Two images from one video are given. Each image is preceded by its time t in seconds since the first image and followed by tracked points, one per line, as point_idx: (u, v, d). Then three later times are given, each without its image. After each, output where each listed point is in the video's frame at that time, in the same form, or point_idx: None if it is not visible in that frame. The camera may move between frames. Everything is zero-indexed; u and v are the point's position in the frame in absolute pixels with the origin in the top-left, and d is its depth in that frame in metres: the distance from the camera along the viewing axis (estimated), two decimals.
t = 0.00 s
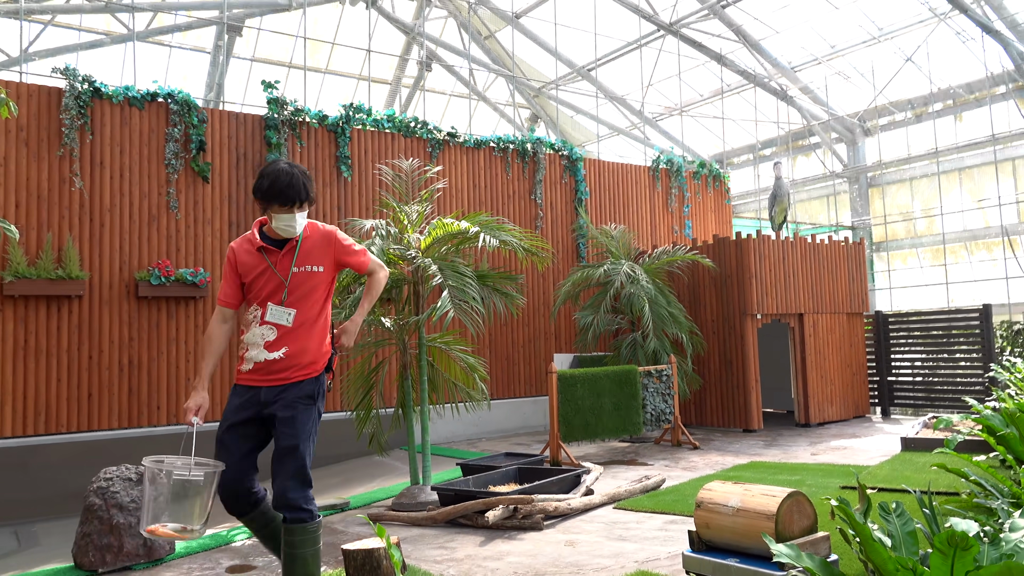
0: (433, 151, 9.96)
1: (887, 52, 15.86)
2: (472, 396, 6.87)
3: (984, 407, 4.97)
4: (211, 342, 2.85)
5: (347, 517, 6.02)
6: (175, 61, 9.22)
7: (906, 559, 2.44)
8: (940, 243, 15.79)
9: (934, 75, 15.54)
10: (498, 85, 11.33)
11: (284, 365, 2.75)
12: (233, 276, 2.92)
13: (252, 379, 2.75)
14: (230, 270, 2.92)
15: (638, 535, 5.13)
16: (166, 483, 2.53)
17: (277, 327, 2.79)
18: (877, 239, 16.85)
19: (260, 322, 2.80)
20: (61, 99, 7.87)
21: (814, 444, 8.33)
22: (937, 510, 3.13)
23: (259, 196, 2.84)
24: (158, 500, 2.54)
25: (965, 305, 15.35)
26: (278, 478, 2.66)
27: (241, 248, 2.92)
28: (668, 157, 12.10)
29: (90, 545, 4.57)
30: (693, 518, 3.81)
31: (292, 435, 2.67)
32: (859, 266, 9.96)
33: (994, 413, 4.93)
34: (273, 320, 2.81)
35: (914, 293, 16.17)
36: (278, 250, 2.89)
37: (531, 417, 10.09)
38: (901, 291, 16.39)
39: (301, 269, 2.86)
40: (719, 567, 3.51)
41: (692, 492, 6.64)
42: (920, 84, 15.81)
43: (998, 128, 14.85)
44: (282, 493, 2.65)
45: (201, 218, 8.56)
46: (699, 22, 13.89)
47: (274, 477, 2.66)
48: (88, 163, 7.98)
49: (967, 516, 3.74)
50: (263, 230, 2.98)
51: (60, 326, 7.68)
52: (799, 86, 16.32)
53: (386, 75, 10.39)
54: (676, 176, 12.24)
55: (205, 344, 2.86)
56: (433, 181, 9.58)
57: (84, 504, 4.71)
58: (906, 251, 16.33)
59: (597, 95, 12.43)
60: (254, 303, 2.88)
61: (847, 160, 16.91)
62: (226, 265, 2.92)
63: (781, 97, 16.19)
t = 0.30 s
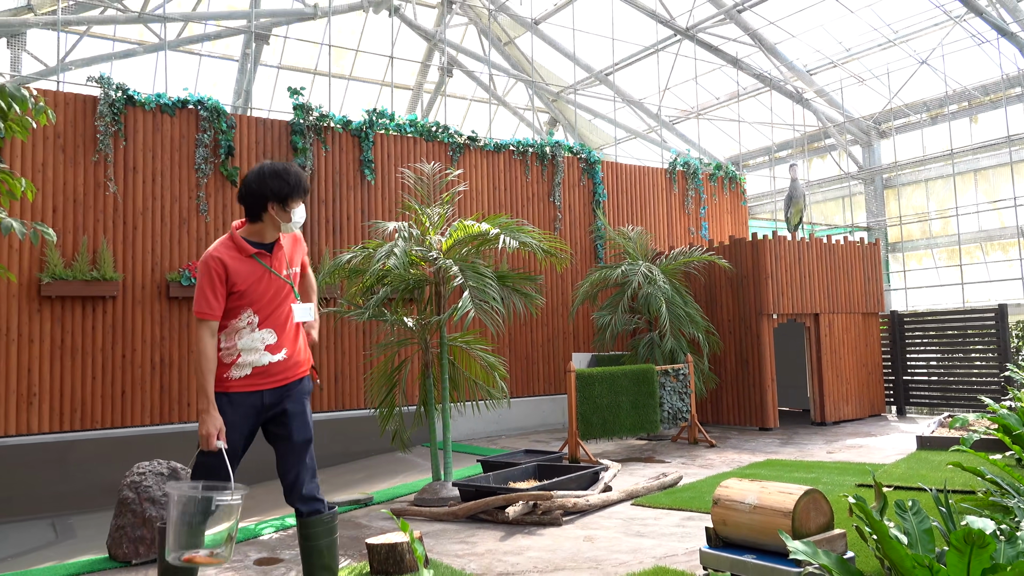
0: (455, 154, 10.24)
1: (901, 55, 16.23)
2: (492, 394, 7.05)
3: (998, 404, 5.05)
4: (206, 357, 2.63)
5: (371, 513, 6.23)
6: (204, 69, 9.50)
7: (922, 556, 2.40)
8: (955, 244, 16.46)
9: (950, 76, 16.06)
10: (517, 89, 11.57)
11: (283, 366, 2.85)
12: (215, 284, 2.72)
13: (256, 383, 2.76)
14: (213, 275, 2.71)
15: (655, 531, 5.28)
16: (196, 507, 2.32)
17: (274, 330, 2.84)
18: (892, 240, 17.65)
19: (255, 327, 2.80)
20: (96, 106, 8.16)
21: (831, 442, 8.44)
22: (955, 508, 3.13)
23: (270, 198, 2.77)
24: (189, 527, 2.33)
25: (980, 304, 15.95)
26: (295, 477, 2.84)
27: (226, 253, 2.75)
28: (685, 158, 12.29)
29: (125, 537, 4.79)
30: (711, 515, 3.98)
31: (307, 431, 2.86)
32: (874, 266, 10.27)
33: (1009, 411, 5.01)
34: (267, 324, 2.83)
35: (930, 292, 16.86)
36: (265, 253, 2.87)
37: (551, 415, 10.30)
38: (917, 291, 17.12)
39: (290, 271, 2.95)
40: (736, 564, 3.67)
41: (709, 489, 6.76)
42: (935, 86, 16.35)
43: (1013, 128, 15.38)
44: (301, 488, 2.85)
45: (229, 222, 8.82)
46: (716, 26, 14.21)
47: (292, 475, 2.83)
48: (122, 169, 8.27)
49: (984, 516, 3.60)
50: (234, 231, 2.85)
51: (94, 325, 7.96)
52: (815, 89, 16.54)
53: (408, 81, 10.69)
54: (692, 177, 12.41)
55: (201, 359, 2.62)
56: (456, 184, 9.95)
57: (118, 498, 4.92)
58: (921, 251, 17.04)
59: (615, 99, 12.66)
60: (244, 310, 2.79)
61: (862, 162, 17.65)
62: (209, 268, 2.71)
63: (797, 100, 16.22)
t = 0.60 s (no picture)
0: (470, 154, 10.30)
1: (917, 53, 16.19)
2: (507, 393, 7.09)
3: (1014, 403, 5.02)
4: (206, 357, 2.66)
5: (387, 509, 6.31)
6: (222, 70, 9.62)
7: (938, 556, 2.43)
8: (971, 244, 16.50)
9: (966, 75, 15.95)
10: (532, 89, 11.67)
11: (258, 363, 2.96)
12: (206, 285, 2.74)
13: (240, 381, 2.83)
14: (207, 275, 2.73)
15: (669, 530, 5.31)
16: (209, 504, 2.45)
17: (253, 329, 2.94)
18: (908, 239, 17.64)
19: (240, 326, 2.87)
20: (117, 108, 8.30)
21: (845, 442, 8.43)
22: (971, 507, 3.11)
23: (251, 197, 2.87)
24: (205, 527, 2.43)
25: (996, 303, 15.98)
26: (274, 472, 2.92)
27: (214, 254, 2.78)
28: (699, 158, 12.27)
29: (144, 532, 4.86)
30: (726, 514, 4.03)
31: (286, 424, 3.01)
32: (889, 265, 10.25)
33: None
34: (246, 323, 2.91)
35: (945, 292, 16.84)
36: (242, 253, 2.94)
37: (565, 413, 10.36)
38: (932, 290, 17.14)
39: (259, 270, 3.04)
40: (751, 562, 3.73)
41: (723, 487, 6.79)
42: (951, 85, 16.24)
43: None
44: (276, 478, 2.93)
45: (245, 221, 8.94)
46: (731, 26, 14.28)
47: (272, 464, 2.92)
48: (142, 169, 8.39)
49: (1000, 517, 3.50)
50: (211, 231, 2.87)
51: (115, 323, 8.10)
52: (829, 88, 16.52)
53: (424, 81, 10.80)
54: (706, 177, 12.43)
55: (203, 360, 2.65)
56: (470, 183, 10.03)
57: (137, 494, 4.99)
58: (937, 251, 17.07)
59: (629, 98, 12.68)
60: (228, 308, 2.85)
61: (878, 161, 17.54)
62: (203, 268, 2.72)
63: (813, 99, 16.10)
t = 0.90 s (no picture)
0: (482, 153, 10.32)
1: (932, 50, 16.08)
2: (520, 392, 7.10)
3: None
4: (216, 355, 2.70)
5: (400, 508, 6.32)
6: (236, 71, 9.66)
7: (954, 556, 2.43)
8: (987, 242, 16.42)
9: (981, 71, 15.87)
10: (544, 88, 11.66)
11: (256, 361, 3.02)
12: (210, 285, 2.78)
13: (243, 379, 2.89)
14: (211, 276, 2.77)
15: (682, 529, 5.30)
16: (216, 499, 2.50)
17: (251, 328, 3.00)
18: (923, 237, 17.65)
19: (241, 324, 2.92)
20: (132, 109, 8.37)
21: (860, 441, 8.38)
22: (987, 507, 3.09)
23: (245, 197, 2.91)
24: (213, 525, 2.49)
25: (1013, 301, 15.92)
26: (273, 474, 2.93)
27: (215, 254, 2.82)
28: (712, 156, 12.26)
29: (160, 529, 4.90)
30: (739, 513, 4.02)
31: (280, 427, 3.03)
32: (904, 263, 10.18)
33: None
34: (245, 321, 2.97)
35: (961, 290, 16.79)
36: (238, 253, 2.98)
37: (577, 412, 10.35)
38: (947, 289, 17.07)
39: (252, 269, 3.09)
40: (764, 561, 3.72)
41: (736, 487, 6.77)
42: (966, 81, 16.13)
43: None
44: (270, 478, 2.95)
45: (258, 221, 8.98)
46: (743, 23, 14.18)
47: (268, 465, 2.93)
48: (157, 169, 8.45)
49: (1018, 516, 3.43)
50: (209, 232, 2.90)
51: (130, 323, 8.16)
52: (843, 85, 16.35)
53: (436, 80, 10.83)
54: (719, 175, 12.40)
55: (215, 358, 2.69)
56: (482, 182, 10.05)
57: (153, 491, 5.03)
58: (952, 249, 17.04)
59: (641, 97, 12.64)
60: (230, 307, 2.89)
61: (892, 159, 17.47)
62: (207, 269, 2.75)
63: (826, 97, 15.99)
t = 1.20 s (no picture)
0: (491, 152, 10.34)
1: (944, 47, 15.99)
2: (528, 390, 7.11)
3: None
4: (225, 352, 2.74)
5: (409, 506, 6.34)
6: (246, 71, 9.69)
7: (965, 557, 2.41)
8: (1000, 240, 16.31)
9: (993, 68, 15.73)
10: (552, 87, 11.65)
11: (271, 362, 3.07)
12: (219, 287, 2.84)
13: (257, 378, 2.93)
14: (218, 278, 2.82)
15: (692, 528, 5.29)
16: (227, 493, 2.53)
17: (263, 329, 3.05)
18: (934, 235, 17.51)
19: (253, 324, 2.98)
20: (143, 109, 8.42)
21: (870, 440, 8.34)
22: (999, 508, 3.07)
23: (246, 202, 2.96)
24: (223, 512, 2.54)
25: None
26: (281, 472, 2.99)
27: (223, 258, 2.88)
28: (721, 155, 12.23)
29: (171, 527, 4.92)
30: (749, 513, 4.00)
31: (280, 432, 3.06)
32: (915, 260, 10.13)
33: None
34: (257, 321, 3.02)
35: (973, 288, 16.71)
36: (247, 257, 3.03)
37: (586, 411, 10.34)
38: (958, 287, 16.98)
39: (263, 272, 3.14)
40: (774, 561, 3.71)
41: (746, 485, 6.75)
42: (978, 78, 16.01)
43: None
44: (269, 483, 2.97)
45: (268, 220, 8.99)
46: (753, 21, 14.11)
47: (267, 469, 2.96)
48: (167, 169, 8.49)
49: None
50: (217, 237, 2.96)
51: (141, 321, 8.21)
52: (854, 82, 16.23)
53: (444, 79, 10.84)
54: (729, 173, 12.37)
55: (223, 355, 2.73)
56: (492, 182, 10.09)
57: (164, 489, 5.06)
58: (964, 248, 16.95)
59: (650, 95, 12.61)
60: (241, 309, 2.95)
61: (903, 157, 17.40)
62: (214, 271, 2.81)
63: (837, 94, 15.91)
